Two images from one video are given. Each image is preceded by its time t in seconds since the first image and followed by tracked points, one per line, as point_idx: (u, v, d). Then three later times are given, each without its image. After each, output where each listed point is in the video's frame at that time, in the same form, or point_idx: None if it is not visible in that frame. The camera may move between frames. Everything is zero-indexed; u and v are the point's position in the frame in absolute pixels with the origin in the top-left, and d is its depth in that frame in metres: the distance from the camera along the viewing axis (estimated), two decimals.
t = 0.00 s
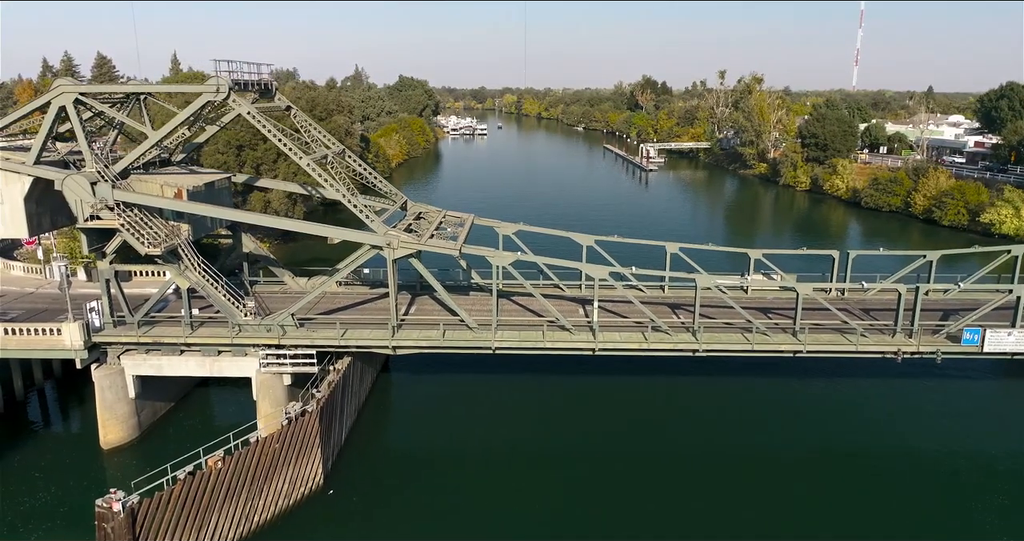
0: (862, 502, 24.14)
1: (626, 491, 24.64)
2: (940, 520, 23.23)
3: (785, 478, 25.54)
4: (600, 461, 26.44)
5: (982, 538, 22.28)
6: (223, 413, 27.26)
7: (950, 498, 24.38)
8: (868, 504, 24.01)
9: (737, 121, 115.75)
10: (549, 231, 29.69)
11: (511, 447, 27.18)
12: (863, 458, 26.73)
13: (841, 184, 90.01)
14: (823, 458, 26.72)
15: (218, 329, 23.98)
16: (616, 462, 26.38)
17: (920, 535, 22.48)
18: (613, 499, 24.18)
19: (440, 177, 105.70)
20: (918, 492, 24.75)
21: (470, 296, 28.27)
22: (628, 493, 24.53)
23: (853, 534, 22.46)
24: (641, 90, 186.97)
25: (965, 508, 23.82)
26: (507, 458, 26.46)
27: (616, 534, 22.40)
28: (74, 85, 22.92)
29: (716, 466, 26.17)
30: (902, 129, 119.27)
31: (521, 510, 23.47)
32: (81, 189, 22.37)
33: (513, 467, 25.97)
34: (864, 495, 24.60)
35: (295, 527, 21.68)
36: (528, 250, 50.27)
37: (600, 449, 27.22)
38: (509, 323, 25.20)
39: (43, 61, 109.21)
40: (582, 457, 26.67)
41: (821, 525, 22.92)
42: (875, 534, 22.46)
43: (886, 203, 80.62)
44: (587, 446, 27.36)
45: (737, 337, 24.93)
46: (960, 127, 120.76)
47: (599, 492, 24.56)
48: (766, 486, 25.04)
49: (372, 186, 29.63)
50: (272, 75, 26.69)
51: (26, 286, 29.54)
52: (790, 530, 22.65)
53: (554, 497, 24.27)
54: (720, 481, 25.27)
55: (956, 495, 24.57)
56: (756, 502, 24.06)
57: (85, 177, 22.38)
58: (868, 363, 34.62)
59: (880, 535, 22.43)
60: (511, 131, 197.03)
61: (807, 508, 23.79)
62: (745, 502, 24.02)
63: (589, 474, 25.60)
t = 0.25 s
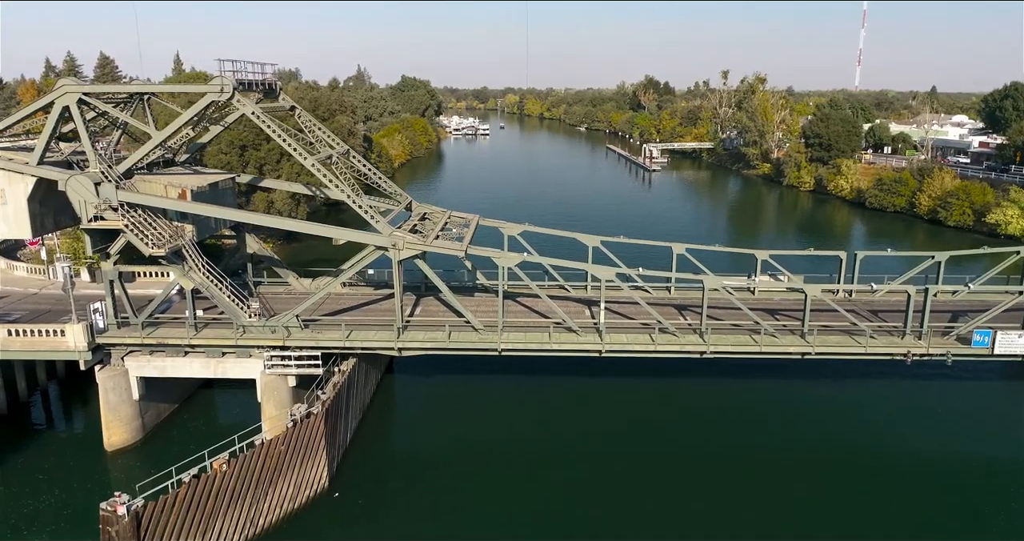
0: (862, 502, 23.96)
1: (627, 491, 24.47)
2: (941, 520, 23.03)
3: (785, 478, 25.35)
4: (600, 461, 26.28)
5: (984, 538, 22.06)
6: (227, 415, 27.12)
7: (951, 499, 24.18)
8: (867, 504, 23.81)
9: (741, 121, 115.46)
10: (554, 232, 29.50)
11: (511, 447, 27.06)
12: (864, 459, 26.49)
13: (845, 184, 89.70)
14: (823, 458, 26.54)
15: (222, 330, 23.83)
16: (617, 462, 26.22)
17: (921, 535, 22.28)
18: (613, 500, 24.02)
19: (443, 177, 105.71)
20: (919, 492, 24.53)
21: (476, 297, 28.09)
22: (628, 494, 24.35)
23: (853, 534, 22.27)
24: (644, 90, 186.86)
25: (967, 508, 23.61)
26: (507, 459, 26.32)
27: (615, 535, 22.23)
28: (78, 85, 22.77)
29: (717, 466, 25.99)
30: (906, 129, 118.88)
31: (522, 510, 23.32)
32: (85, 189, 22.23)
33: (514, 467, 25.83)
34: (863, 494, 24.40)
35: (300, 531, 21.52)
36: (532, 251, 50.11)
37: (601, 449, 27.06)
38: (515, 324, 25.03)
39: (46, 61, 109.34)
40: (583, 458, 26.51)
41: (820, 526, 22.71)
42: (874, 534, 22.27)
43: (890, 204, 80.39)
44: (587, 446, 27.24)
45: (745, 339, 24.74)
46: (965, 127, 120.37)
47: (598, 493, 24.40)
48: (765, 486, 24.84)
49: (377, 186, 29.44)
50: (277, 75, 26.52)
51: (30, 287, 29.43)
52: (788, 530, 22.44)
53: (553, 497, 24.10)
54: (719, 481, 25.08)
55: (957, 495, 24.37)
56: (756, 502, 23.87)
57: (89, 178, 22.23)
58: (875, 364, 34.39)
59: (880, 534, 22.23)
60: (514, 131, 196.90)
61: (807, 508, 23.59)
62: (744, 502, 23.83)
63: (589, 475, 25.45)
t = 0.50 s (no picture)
0: (869, 502, 23.67)
1: (638, 493, 24.25)
2: (952, 523, 22.61)
3: (796, 477, 25.12)
4: (607, 463, 26.06)
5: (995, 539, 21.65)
6: (244, 415, 27.12)
7: (962, 501, 23.69)
8: (876, 505, 23.48)
9: (757, 121, 114.49)
10: (572, 233, 29.25)
11: (518, 447, 26.93)
12: (873, 462, 26.06)
13: (863, 185, 88.60)
14: (833, 459, 26.21)
15: (239, 330, 23.82)
16: (627, 463, 25.99)
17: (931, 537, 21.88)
18: (618, 501, 23.81)
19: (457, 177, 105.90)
20: (929, 494, 24.12)
21: (492, 298, 27.92)
22: (634, 495, 24.15)
23: (859, 534, 22.02)
24: (659, 90, 186.04)
25: (980, 511, 23.13)
26: (517, 459, 26.22)
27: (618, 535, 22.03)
28: (97, 85, 22.83)
29: (728, 468, 25.69)
30: (926, 129, 117.27)
31: (530, 512, 23.14)
32: (104, 189, 22.28)
33: (524, 466, 25.77)
34: (871, 495, 24.09)
35: (318, 532, 21.42)
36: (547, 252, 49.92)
37: (609, 450, 26.86)
38: (533, 326, 24.82)
39: (65, 62, 110.56)
40: (591, 459, 26.32)
41: (826, 527, 22.44)
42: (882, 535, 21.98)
43: (910, 206, 79.34)
44: (595, 447, 27.07)
45: (765, 342, 24.37)
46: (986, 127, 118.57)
47: (605, 493, 24.21)
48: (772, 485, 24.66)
49: (394, 187, 29.31)
50: (294, 75, 26.50)
51: (49, 286, 29.61)
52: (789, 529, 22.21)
53: (558, 497, 23.95)
54: (728, 482, 24.86)
55: (969, 498, 23.87)
56: (765, 502, 23.67)
57: (108, 178, 22.27)
58: (898, 368, 33.80)
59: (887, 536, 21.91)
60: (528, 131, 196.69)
61: (817, 509, 23.30)
62: (750, 502, 23.64)
63: (597, 475, 25.27)
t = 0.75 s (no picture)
0: (869, 502, 23.55)
1: (644, 495, 24.05)
2: (953, 523, 22.46)
3: (795, 477, 25.08)
4: (609, 462, 25.94)
5: (995, 539, 21.50)
6: (262, 414, 27.12)
7: (962, 502, 23.51)
8: (875, 506, 23.32)
9: (777, 121, 113.32)
10: (591, 234, 28.94)
11: (527, 447, 26.81)
12: (874, 463, 25.86)
13: (885, 187, 87.34)
14: (832, 459, 26.06)
15: (258, 330, 23.80)
16: (631, 463, 25.85)
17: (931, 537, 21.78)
18: (618, 501, 23.71)
19: (474, 176, 106.10)
20: (929, 495, 23.94)
21: (510, 299, 27.70)
22: (635, 495, 24.04)
23: (859, 534, 21.93)
24: (677, 91, 185.03)
25: (980, 511, 22.95)
26: (524, 458, 26.11)
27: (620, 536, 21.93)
28: (119, 85, 22.91)
29: (740, 471, 25.42)
30: (950, 130, 115.46)
31: (531, 512, 22.97)
32: (125, 189, 22.36)
33: (530, 466, 25.63)
34: (869, 494, 24.00)
35: (336, 533, 21.31)
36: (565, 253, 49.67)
37: (610, 450, 26.75)
38: (552, 328, 24.56)
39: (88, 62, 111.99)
40: (596, 459, 26.17)
41: (822, 526, 22.43)
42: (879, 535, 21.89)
43: (934, 207, 78.07)
44: (603, 448, 26.90)
45: (789, 346, 23.92)
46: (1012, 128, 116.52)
47: (607, 493, 24.10)
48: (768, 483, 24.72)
49: (413, 187, 29.17)
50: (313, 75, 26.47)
51: (71, 285, 29.82)
52: (786, 529, 22.15)
53: (562, 497, 23.86)
54: (728, 481, 24.79)
55: (970, 498, 23.67)
56: (763, 501, 23.66)
57: (129, 177, 22.33)
58: (924, 373, 33.14)
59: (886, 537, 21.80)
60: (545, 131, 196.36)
61: (817, 509, 23.23)
62: (746, 500, 23.65)
63: (597, 475, 25.13)
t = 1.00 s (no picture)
0: (869, 503, 23.66)
1: (659, 499, 23.82)
2: (952, 523, 22.55)
3: (796, 478, 25.12)
4: (618, 462, 25.88)
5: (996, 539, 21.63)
6: (283, 414, 27.11)
7: (962, 501, 23.64)
8: (874, 507, 23.42)
9: (801, 121, 111.79)
10: (615, 235, 28.57)
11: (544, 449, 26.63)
12: (878, 465, 25.82)
13: (912, 188, 85.75)
14: (833, 460, 26.13)
15: (280, 330, 23.78)
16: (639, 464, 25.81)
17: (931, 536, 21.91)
18: (628, 502, 23.58)
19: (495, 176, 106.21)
20: (928, 493, 24.13)
21: (532, 301, 27.44)
22: (644, 496, 23.94)
23: (859, 534, 22.03)
24: (699, 90, 183.52)
25: (979, 512, 23.08)
26: (538, 459, 25.98)
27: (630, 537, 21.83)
28: (144, 85, 23.00)
29: (761, 477, 25.03)
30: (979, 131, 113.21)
31: (533, 513, 22.76)
32: (149, 188, 22.45)
33: (544, 467, 25.48)
34: (866, 494, 24.16)
35: (356, 536, 21.19)
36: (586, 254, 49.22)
37: (610, 449, 26.75)
38: (575, 330, 24.25)
39: (115, 63, 113.77)
40: (611, 461, 25.97)
41: (819, 524, 22.57)
42: (878, 535, 22.03)
43: (963, 209, 76.48)
44: (619, 450, 26.66)
45: (817, 352, 23.39)
46: None
47: (618, 494, 23.99)
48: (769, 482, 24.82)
49: (434, 187, 29.00)
50: (336, 75, 26.41)
51: (96, 283, 30.08)
52: (785, 528, 22.30)
53: (576, 498, 23.70)
54: (728, 479, 24.91)
55: (969, 498, 23.80)
56: (762, 498, 23.87)
57: (153, 177, 22.41)
58: (956, 380, 32.33)
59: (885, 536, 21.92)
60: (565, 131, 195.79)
61: (817, 509, 23.34)
62: (743, 498, 23.88)
63: (599, 476, 25.04)
